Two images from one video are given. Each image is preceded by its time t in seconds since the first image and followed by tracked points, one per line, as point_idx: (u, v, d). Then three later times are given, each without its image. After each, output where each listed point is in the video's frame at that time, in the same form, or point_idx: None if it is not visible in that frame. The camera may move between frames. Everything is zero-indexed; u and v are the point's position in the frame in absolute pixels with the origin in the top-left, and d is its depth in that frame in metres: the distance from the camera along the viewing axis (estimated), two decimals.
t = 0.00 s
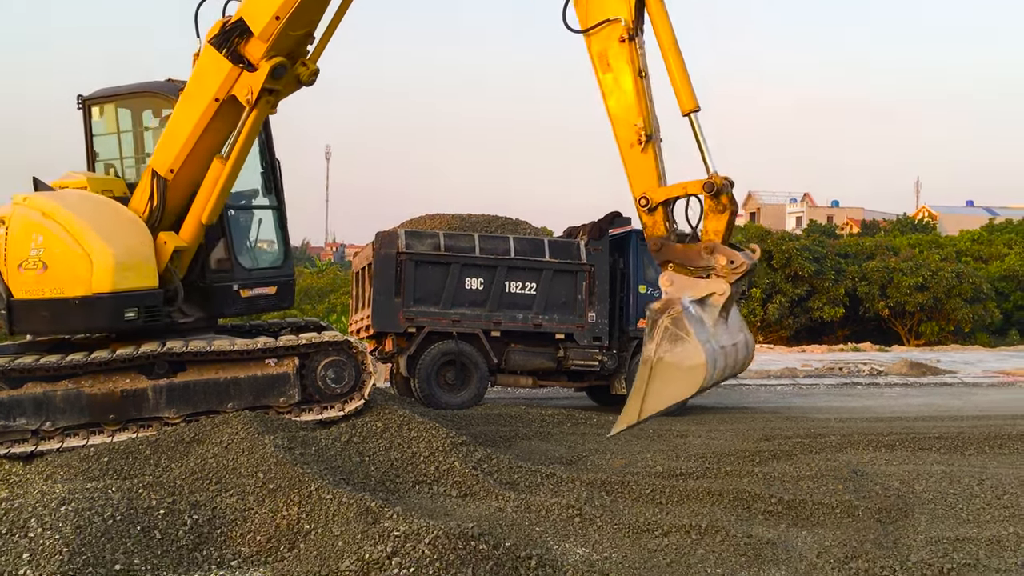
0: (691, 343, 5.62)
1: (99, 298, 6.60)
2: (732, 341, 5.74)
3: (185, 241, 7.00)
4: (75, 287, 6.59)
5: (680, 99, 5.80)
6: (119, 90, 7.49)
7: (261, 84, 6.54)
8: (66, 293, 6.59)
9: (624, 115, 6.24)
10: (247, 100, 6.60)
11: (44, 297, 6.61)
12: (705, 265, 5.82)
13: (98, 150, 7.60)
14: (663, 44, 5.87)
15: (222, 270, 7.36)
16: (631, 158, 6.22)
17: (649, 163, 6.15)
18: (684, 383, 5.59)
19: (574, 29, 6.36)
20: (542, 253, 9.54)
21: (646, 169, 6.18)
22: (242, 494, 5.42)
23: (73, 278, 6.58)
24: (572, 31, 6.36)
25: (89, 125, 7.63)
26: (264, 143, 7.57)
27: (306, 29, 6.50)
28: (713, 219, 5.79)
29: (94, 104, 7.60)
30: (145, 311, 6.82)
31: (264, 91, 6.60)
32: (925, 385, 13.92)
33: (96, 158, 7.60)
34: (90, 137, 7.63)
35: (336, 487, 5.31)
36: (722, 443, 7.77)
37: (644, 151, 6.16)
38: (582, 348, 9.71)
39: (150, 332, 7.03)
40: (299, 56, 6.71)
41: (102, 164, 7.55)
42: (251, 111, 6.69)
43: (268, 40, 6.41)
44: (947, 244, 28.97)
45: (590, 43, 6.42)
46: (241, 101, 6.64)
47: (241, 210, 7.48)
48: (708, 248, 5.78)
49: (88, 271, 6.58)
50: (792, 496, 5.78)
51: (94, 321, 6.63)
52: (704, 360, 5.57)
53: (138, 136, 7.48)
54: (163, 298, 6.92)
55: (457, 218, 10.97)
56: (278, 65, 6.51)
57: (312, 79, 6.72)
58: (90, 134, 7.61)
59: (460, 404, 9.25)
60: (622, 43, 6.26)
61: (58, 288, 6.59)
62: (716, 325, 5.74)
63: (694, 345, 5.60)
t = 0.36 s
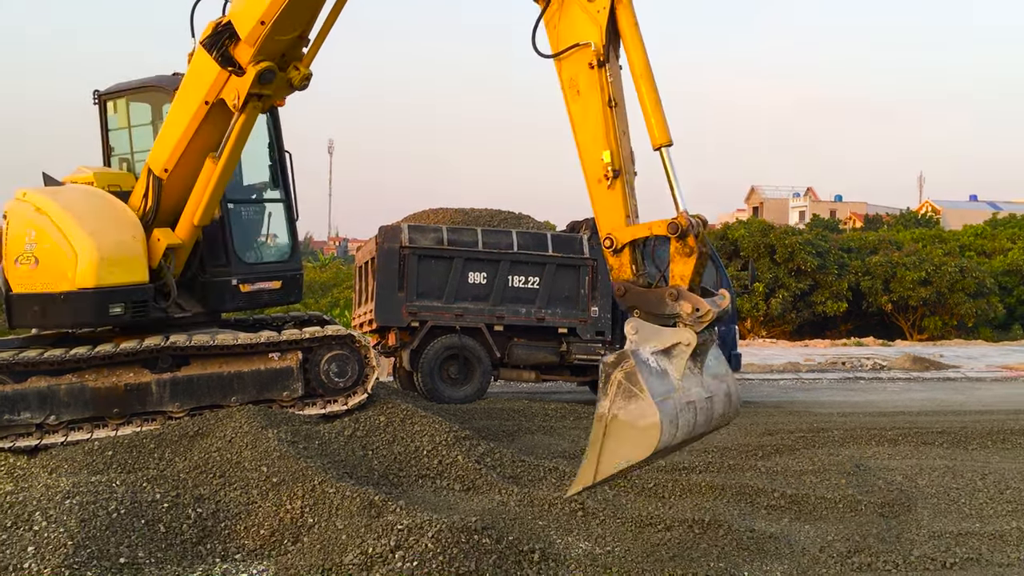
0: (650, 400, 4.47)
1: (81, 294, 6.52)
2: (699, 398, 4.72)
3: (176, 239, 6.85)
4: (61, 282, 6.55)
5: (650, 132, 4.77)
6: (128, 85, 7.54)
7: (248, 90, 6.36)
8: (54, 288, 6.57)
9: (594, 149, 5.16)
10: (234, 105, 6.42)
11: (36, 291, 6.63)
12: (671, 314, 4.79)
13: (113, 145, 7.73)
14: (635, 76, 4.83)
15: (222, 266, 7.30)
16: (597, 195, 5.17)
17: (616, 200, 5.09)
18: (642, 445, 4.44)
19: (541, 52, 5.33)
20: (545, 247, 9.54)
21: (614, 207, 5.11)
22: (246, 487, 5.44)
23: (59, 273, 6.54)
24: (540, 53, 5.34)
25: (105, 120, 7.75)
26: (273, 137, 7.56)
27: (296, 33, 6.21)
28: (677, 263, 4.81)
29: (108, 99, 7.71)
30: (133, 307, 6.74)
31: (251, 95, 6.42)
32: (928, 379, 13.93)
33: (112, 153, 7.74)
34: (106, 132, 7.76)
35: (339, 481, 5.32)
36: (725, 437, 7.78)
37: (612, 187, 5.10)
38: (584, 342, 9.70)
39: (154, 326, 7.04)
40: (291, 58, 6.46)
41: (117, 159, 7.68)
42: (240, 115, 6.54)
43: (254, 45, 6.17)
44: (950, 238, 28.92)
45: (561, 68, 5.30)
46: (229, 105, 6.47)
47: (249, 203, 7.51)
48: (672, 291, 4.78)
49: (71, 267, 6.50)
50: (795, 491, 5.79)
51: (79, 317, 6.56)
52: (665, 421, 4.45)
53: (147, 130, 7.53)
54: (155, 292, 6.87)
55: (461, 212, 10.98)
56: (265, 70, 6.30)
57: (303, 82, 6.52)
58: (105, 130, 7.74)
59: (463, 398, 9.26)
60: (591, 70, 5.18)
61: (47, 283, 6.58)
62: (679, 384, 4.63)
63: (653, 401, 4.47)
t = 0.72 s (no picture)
0: (613, 447, 3.81)
1: (73, 293, 6.52)
2: (677, 443, 4.00)
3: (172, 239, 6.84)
4: (55, 281, 6.57)
5: (622, 163, 4.25)
6: (136, 84, 7.58)
7: (239, 96, 6.23)
8: (49, 286, 6.61)
9: (565, 182, 4.63)
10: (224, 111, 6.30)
11: (34, 289, 6.68)
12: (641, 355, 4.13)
13: (126, 142, 7.86)
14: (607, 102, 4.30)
15: (222, 264, 7.31)
16: (567, 227, 4.62)
17: (587, 235, 4.52)
18: (606, 496, 3.78)
19: (513, 77, 4.82)
20: (548, 245, 9.54)
21: (585, 241, 4.55)
22: (250, 485, 5.44)
23: (54, 272, 6.57)
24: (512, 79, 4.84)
25: (117, 117, 7.85)
26: (278, 134, 7.60)
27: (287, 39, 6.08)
28: (645, 300, 4.17)
29: (119, 97, 7.78)
30: (126, 304, 6.73)
31: (240, 101, 6.29)
32: (933, 377, 13.91)
33: (125, 151, 7.88)
34: (119, 130, 7.88)
35: (343, 478, 5.32)
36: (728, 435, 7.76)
37: (582, 220, 4.55)
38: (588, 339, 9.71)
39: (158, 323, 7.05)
40: (283, 63, 6.32)
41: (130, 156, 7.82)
42: (232, 120, 6.43)
43: (245, 51, 6.04)
44: (955, 236, 28.87)
45: (535, 93, 4.79)
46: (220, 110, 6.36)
47: (253, 202, 7.51)
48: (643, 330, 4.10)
49: (64, 266, 6.51)
50: (799, 488, 5.79)
51: (70, 314, 6.57)
52: (628, 471, 3.77)
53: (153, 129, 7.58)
54: (150, 290, 6.85)
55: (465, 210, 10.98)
56: (256, 76, 6.16)
57: (294, 89, 6.38)
58: (118, 127, 7.86)
59: (467, 395, 9.27)
60: (563, 96, 4.63)
61: (43, 281, 6.63)
62: (650, 429, 3.94)
63: (614, 450, 3.80)
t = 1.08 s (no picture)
0: (581, 483, 3.71)
1: (70, 290, 6.52)
2: (652, 477, 3.89)
3: (172, 238, 6.83)
4: (53, 279, 6.59)
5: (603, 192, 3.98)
6: (142, 81, 7.60)
7: (234, 100, 6.17)
8: (47, 284, 6.62)
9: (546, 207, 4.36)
10: (221, 114, 6.25)
11: (33, 287, 6.71)
12: (616, 386, 3.95)
13: (133, 140, 7.88)
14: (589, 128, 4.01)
15: (223, 261, 7.32)
16: (547, 253, 4.38)
17: (567, 262, 4.29)
18: (576, 531, 3.70)
19: (497, 95, 4.53)
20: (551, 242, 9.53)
21: (565, 267, 4.32)
22: (253, 482, 5.45)
23: (52, 270, 6.59)
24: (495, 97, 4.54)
25: (124, 115, 7.87)
26: (282, 131, 7.61)
27: (282, 44, 5.97)
28: (621, 330, 3.98)
29: (126, 95, 7.80)
30: (123, 302, 6.73)
31: (237, 104, 6.23)
32: (936, 374, 13.90)
33: (131, 148, 7.90)
34: (126, 127, 7.90)
35: (346, 476, 5.32)
36: (732, 432, 7.76)
37: (561, 246, 4.30)
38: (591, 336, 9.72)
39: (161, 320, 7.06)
40: (281, 66, 6.21)
41: (137, 153, 7.83)
42: (229, 122, 6.37)
43: (239, 56, 5.95)
44: (958, 233, 28.81)
45: (518, 113, 4.50)
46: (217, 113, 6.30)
47: (256, 198, 7.50)
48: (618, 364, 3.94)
49: (60, 265, 6.53)
50: (802, 485, 5.79)
51: (66, 312, 6.57)
52: (597, 506, 3.68)
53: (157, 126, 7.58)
54: (148, 288, 6.85)
55: (468, 207, 10.98)
56: (251, 80, 6.07)
57: (291, 93, 6.28)
58: (125, 124, 7.88)
59: (469, 393, 9.28)
60: (546, 117, 4.34)
61: (42, 280, 6.66)
62: (624, 463, 3.83)
63: (583, 485, 3.70)
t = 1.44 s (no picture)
0: (550, 503, 3.75)
1: (68, 288, 6.51)
2: (625, 495, 3.93)
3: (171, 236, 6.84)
4: (51, 277, 6.58)
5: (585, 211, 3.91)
6: (144, 79, 7.59)
7: (231, 100, 6.09)
8: (46, 281, 6.61)
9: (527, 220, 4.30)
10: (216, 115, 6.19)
11: (33, 285, 6.70)
12: (591, 405, 3.97)
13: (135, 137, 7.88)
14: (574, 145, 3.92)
15: (223, 259, 7.32)
16: (528, 266, 4.33)
17: (546, 277, 4.23)
18: (544, 551, 3.74)
19: (483, 103, 4.42)
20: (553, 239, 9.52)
21: (544, 282, 4.27)
22: (254, 479, 5.44)
23: (51, 268, 6.58)
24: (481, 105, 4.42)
25: (127, 113, 7.87)
26: (284, 128, 7.60)
27: (278, 44, 5.89)
28: (597, 349, 3.99)
29: (129, 92, 7.80)
30: (122, 300, 6.73)
31: (234, 106, 6.17)
32: (938, 370, 13.89)
33: (134, 146, 7.90)
34: (129, 125, 7.90)
35: (347, 473, 5.31)
36: (733, 429, 7.75)
37: (542, 260, 4.25)
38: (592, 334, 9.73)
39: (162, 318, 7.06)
40: (278, 66, 6.14)
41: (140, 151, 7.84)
42: (225, 123, 6.31)
43: (235, 56, 5.88)
44: (960, 229, 28.80)
45: (503, 123, 4.40)
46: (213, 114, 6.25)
47: (258, 196, 7.49)
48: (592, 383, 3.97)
49: (59, 262, 6.52)
50: (803, 482, 5.78)
51: (64, 310, 6.55)
52: (566, 526, 3.71)
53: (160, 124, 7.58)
54: (147, 284, 6.85)
55: (470, 204, 10.97)
56: (247, 81, 6.00)
57: (288, 93, 6.22)
58: (128, 122, 7.88)
59: (471, 390, 9.29)
60: (530, 130, 4.25)
61: (41, 277, 6.65)
62: (596, 482, 3.87)
63: (552, 505, 3.74)
